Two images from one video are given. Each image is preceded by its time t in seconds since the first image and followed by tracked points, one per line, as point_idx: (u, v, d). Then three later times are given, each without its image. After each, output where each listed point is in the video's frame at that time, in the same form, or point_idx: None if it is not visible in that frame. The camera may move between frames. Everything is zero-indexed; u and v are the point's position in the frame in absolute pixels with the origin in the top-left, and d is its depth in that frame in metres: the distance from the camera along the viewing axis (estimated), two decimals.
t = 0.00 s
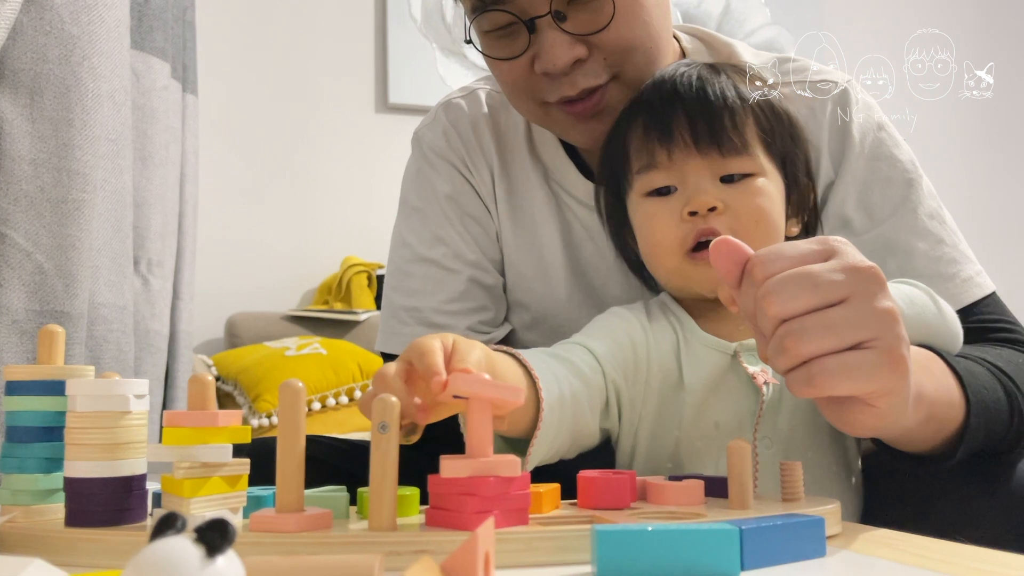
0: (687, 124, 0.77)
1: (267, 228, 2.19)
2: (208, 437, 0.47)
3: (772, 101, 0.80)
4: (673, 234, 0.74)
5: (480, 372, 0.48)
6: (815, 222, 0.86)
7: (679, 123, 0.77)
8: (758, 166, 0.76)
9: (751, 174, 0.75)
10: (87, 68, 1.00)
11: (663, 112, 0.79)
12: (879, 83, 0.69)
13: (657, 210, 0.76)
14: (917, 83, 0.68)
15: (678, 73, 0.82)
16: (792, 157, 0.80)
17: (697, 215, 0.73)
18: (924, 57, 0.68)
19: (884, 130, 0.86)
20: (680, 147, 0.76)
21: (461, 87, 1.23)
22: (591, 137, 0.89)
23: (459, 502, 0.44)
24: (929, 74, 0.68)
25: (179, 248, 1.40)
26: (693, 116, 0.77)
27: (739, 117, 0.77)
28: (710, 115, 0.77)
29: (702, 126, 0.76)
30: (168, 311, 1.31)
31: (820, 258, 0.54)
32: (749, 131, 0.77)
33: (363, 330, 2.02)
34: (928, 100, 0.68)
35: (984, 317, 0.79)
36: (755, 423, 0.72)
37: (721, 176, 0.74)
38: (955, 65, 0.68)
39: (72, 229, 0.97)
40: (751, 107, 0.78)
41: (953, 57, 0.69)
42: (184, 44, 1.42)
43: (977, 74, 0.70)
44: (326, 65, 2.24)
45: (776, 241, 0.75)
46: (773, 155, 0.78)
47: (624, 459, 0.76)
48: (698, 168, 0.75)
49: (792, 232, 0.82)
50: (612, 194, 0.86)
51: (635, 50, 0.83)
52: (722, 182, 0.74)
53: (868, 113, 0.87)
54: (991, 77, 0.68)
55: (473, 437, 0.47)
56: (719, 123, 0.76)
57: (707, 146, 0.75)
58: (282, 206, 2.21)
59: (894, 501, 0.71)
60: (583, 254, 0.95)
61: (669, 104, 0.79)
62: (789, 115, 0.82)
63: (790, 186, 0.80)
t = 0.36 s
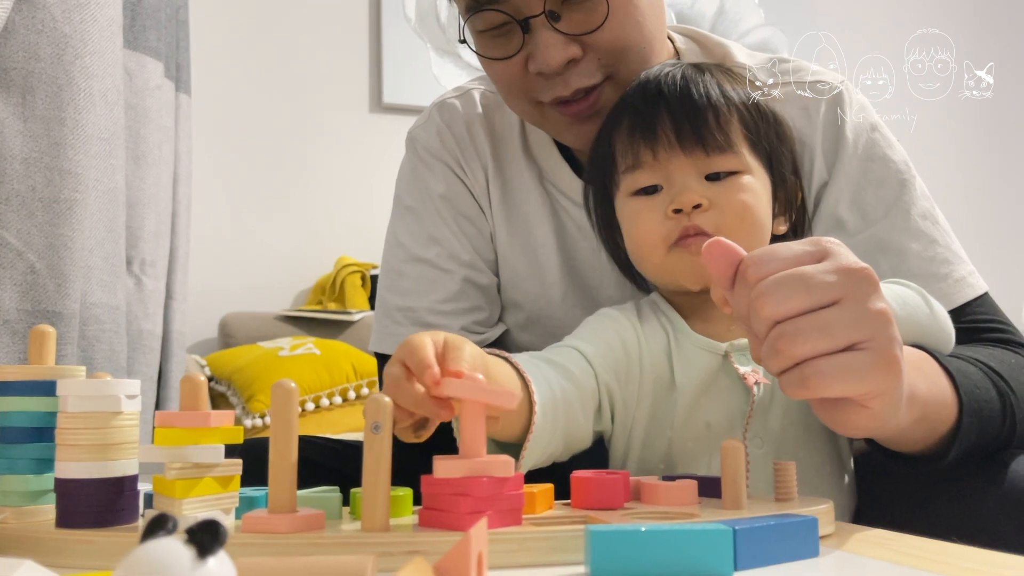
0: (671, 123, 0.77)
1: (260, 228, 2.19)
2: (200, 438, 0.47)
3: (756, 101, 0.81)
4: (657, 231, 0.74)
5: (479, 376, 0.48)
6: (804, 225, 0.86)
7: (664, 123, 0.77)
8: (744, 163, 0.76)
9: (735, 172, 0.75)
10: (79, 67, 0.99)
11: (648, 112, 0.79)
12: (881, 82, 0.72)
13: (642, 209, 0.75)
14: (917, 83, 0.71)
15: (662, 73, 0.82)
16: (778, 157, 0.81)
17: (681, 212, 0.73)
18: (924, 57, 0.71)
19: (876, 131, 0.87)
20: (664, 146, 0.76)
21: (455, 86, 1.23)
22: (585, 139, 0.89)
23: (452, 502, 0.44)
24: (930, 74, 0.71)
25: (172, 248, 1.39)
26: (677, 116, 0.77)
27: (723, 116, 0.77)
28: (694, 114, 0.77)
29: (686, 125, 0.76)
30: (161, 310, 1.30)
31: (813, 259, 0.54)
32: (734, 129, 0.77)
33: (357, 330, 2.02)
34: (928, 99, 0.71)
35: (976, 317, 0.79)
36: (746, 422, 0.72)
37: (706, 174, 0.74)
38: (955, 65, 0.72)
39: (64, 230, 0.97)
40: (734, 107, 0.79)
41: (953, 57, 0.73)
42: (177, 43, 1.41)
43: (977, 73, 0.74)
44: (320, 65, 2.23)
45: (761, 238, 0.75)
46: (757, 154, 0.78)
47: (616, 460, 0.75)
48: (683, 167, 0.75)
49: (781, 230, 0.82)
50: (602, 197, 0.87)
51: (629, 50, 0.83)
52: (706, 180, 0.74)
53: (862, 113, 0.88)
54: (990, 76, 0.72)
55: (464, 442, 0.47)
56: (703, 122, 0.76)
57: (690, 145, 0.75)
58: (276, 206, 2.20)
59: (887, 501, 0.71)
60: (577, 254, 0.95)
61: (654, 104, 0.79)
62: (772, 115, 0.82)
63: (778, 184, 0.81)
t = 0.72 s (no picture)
0: (689, 114, 0.76)
1: (257, 228, 2.18)
2: (195, 438, 0.47)
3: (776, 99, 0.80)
4: (666, 223, 0.74)
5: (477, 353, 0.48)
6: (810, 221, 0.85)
7: (682, 114, 0.77)
8: (757, 161, 0.76)
9: (748, 170, 0.75)
10: (74, 67, 0.99)
11: (666, 103, 0.79)
12: (880, 82, 0.72)
13: (653, 199, 0.75)
14: (917, 83, 0.71)
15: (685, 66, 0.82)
16: (791, 157, 0.80)
17: (692, 205, 0.73)
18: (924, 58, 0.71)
19: (871, 132, 0.87)
20: (680, 137, 0.76)
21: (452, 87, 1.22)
22: (584, 139, 0.89)
23: (449, 502, 0.44)
24: (929, 74, 0.72)
25: (168, 248, 1.39)
26: (696, 108, 0.77)
27: (741, 112, 0.77)
28: (713, 108, 0.77)
29: (705, 119, 0.76)
30: (157, 311, 1.30)
31: (806, 259, 0.54)
32: (751, 126, 0.77)
33: (353, 330, 2.01)
34: (928, 99, 0.71)
35: (971, 317, 0.79)
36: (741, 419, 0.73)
37: (718, 169, 0.74)
38: (955, 65, 0.72)
39: (61, 229, 0.97)
40: (755, 102, 0.78)
41: (953, 57, 0.73)
42: (173, 43, 1.41)
43: (977, 73, 0.75)
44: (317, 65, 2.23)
45: (768, 237, 0.75)
46: (772, 153, 0.78)
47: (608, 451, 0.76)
48: (697, 160, 0.75)
49: (787, 230, 0.82)
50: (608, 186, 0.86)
51: (627, 48, 0.83)
52: (719, 175, 0.74)
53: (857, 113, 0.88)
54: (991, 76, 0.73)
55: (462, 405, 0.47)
56: (721, 117, 0.76)
57: (707, 139, 0.75)
58: (272, 206, 2.20)
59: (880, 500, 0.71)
60: (574, 255, 0.95)
61: (675, 95, 0.79)
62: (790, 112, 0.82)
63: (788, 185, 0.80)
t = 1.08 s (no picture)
0: (689, 108, 0.77)
1: (254, 227, 2.18)
2: (193, 438, 0.47)
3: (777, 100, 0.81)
4: (661, 213, 0.74)
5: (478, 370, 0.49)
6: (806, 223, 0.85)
7: (683, 107, 0.77)
8: (754, 158, 0.76)
9: (745, 165, 0.75)
10: (71, 66, 0.99)
11: (668, 96, 0.79)
12: (880, 82, 0.73)
13: (650, 189, 0.75)
14: (917, 83, 0.72)
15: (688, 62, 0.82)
16: (788, 157, 0.81)
17: (687, 196, 0.73)
18: (925, 58, 0.72)
19: (869, 131, 0.87)
20: (680, 130, 0.76)
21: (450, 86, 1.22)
22: (581, 138, 0.89)
23: (446, 502, 0.44)
24: (929, 74, 0.72)
25: (165, 248, 1.39)
26: (697, 102, 0.77)
27: (742, 109, 0.77)
28: (713, 103, 0.77)
29: (705, 112, 0.76)
30: (155, 310, 1.30)
31: (798, 260, 0.54)
32: (751, 122, 0.77)
33: (351, 330, 2.01)
34: (928, 99, 0.72)
35: (968, 316, 0.79)
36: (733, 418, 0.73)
37: (715, 163, 0.75)
38: (955, 66, 0.73)
39: (58, 228, 0.96)
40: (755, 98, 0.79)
41: (953, 57, 0.73)
42: (170, 42, 1.41)
43: (977, 73, 0.75)
44: (315, 64, 2.23)
45: (762, 233, 0.75)
46: (769, 152, 0.78)
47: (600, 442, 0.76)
48: (695, 153, 0.75)
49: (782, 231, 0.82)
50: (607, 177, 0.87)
51: (625, 49, 0.83)
52: (716, 169, 0.74)
53: (854, 112, 0.89)
54: (990, 75, 0.73)
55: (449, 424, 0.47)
56: (721, 111, 0.77)
57: (706, 131, 0.76)
58: (269, 205, 2.20)
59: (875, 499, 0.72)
60: (571, 254, 0.95)
61: (676, 87, 0.79)
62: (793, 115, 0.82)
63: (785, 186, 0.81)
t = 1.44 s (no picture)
0: (682, 114, 0.77)
1: (252, 226, 2.18)
2: (191, 437, 0.47)
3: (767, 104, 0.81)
4: (649, 218, 0.74)
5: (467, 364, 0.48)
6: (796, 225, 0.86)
7: (675, 113, 0.77)
8: (744, 167, 0.76)
9: (735, 174, 0.75)
10: (69, 65, 0.99)
11: (660, 101, 0.79)
12: (881, 81, 0.74)
13: (639, 193, 0.75)
14: (917, 83, 0.74)
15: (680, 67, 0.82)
16: (778, 164, 0.81)
17: (676, 203, 0.73)
18: (924, 58, 0.73)
19: (867, 130, 0.88)
20: (671, 136, 0.76)
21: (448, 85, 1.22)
22: (577, 136, 0.89)
23: (445, 501, 0.44)
24: (929, 74, 0.74)
25: (164, 247, 1.39)
26: (689, 108, 0.77)
27: (733, 116, 0.77)
28: (705, 111, 0.77)
29: (697, 120, 0.76)
30: (153, 309, 1.30)
31: (785, 259, 0.53)
32: (741, 131, 0.77)
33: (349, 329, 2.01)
34: (927, 98, 0.74)
35: (966, 316, 0.79)
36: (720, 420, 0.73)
37: (705, 171, 0.75)
38: (956, 65, 0.75)
39: (55, 227, 0.96)
40: (745, 106, 0.79)
41: (953, 57, 0.75)
42: (168, 41, 1.41)
43: (977, 73, 0.76)
44: (313, 63, 2.23)
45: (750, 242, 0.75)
46: (759, 161, 0.78)
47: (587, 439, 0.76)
48: (685, 160, 0.75)
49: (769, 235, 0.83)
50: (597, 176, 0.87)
51: (623, 47, 0.83)
52: (705, 177, 0.74)
53: (852, 111, 0.88)
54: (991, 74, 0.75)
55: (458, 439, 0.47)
56: (713, 120, 0.77)
57: (697, 139, 0.76)
58: (268, 204, 2.20)
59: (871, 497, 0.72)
60: (569, 253, 0.95)
61: (670, 92, 0.79)
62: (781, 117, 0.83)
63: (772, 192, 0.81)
